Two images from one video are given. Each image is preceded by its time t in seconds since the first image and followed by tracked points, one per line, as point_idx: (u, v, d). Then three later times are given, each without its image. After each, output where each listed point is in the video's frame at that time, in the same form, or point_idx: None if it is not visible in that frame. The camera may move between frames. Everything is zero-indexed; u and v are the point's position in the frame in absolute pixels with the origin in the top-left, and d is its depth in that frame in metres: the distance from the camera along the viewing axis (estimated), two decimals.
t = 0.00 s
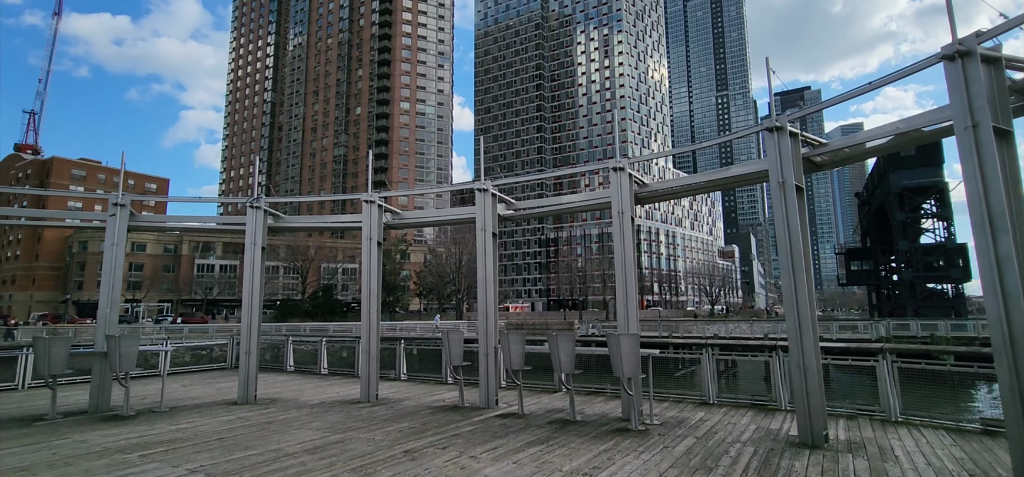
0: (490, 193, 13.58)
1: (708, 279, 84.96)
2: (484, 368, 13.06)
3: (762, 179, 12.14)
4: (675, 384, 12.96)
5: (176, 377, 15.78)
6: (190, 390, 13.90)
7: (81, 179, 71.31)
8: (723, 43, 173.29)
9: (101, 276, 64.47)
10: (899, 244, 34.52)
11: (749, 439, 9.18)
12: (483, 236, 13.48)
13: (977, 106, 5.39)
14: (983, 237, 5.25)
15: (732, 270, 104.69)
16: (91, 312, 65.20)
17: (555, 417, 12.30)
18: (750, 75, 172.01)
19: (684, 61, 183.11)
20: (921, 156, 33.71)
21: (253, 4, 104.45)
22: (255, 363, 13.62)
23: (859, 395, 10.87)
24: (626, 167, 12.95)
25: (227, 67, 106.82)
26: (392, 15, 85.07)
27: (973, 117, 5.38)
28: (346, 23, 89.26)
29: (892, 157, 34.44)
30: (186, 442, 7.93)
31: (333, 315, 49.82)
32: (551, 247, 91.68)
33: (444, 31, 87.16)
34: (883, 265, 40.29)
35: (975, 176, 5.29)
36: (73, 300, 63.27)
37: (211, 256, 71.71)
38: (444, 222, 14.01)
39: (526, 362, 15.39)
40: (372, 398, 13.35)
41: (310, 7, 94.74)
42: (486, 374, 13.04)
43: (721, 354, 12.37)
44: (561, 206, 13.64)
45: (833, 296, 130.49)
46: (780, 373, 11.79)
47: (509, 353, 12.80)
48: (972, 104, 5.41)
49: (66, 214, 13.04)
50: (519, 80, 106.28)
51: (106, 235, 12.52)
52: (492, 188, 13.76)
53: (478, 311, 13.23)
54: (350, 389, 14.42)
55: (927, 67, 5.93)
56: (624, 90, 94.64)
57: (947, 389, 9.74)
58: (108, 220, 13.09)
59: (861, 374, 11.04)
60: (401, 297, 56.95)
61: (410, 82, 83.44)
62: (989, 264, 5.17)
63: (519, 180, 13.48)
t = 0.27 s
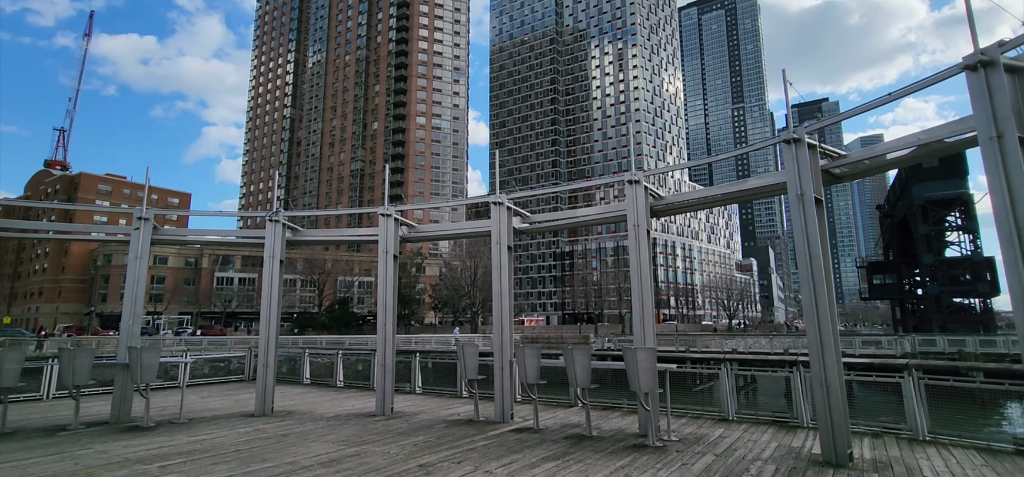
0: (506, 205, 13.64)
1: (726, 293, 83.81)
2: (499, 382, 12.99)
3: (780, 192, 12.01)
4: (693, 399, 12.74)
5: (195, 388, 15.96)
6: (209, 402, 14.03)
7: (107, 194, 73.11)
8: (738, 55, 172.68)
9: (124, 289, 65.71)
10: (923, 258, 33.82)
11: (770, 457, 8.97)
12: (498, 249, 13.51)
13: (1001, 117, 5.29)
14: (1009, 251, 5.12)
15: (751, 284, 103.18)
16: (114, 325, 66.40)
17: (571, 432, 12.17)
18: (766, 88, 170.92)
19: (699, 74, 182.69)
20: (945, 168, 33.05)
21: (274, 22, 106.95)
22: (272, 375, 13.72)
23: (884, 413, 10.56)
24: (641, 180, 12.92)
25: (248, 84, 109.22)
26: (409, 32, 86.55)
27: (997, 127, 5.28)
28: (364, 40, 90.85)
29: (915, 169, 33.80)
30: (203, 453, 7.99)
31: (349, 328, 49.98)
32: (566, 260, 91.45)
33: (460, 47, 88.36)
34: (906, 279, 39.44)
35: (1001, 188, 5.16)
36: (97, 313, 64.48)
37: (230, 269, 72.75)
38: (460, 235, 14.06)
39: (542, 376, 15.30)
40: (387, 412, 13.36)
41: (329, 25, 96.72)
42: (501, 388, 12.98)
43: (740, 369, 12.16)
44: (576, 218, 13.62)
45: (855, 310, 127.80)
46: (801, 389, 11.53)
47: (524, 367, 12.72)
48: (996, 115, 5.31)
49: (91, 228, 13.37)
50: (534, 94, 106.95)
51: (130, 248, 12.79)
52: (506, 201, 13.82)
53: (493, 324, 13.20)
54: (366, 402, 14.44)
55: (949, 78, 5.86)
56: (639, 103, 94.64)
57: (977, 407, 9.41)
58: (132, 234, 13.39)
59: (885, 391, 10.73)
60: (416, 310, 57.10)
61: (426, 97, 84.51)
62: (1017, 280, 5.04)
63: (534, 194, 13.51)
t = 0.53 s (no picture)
0: (519, 218, 13.70)
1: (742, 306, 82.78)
2: (513, 394, 12.93)
3: (795, 204, 11.92)
4: (708, 414, 12.55)
5: (210, 400, 16.10)
6: (224, 413, 14.13)
7: (128, 207, 74.63)
8: (752, 67, 172.10)
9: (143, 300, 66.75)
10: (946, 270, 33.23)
11: (789, 472, 8.83)
12: (513, 260, 13.54)
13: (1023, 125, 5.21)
14: None
15: (767, 297, 101.71)
16: (133, 336, 67.38)
17: (585, 446, 12.03)
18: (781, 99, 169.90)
19: (713, 85, 182.22)
20: (965, 179, 32.52)
21: (291, 39, 109.10)
22: (287, 386, 13.78)
23: (908, 429, 10.25)
24: (654, 192, 12.90)
25: (266, 99, 111.30)
26: (423, 47, 87.86)
27: (1019, 135, 5.20)
28: (379, 55, 92.27)
29: (935, 180, 33.17)
30: (219, 466, 8.02)
31: (363, 340, 50.17)
32: (579, 273, 91.27)
33: (473, 61, 89.40)
34: (928, 293, 38.76)
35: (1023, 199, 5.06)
36: (117, 325, 65.49)
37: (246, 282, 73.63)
38: (475, 248, 14.13)
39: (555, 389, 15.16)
40: (401, 424, 13.36)
41: (345, 41, 98.45)
42: (515, 400, 12.92)
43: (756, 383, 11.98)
44: (590, 231, 13.64)
45: (876, 324, 125.22)
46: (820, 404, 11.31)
47: (538, 379, 12.62)
48: (1019, 123, 5.22)
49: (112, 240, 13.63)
50: (547, 107, 107.47)
51: (149, 260, 13.00)
52: (519, 213, 13.87)
53: (507, 336, 13.18)
54: (379, 414, 14.42)
55: (968, 86, 5.79)
56: (652, 115, 94.66)
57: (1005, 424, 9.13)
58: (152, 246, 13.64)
59: (909, 407, 10.43)
60: (429, 324, 57.19)
61: (440, 111, 85.50)
62: None
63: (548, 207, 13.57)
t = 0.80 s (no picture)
0: (529, 228, 13.70)
1: (755, 317, 81.82)
2: (523, 406, 12.84)
3: (807, 214, 11.79)
4: (721, 427, 12.35)
5: (222, 410, 16.17)
6: (236, 423, 14.19)
7: (144, 218, 75.82)
8: (763, 77, 171.56)
9: (157, 310, 67.50)
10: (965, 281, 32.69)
11: None
12: (523, 271, 13.54)
13: None
14: None
15: (780, 307, 100.45)
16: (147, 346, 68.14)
17: (596, 459, 11.90)
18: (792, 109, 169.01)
19: (723, 96, 181.83)
20: (982, 189, 32.00)
21: (304, 53, 110.78)
22: (298, 397, 13.82)
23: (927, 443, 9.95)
24: (665, 202, 12.86)
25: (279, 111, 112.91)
26: (434, 59, 88.79)
27: None
28: (391, 68, 93.30)
29: (951, 189, 32.71)
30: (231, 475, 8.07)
31: (373, 351, 50.25)
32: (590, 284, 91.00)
33: (483, 73, 90.09)
34: (946, 304, 38.16)
35: None
36: (131, 335, 66.21)
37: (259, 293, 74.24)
38: (485, 258, 14.15)
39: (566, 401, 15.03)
40: (411, 435, 13.33)
41: (357, 54, 99.75)
42: (525, 412, 12.82)
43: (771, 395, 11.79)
44: (600, 241, 13.60)
45: (893, 335, 122.96)
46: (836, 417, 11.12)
47: (549, 391, 12.53)
48: None
49: (127, 250, 13.83)
50: (557, 118, 107.84)
51: (164, 271, 13.16)
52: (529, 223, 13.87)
53: (517, 347, 13.13)
54: (390, 425, 14.40)
55: (983, 94, 5.74)
56: (662, 126, 94.61)
57: None
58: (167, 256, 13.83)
59: (928, 421, 10.18)
60: (439, 334, 57.17)
61: (450, 122, 86.15)
62: None
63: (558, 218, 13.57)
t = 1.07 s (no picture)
0: (536, 237, 13.69)
1: (764, 327, 81.06)
2: (530, 415, 12.77)
3: (817, 222, 11.70)
4: (730, 438, 12.21)
5: (230, 418, 16.18)
6: (243, 432, 14.21)
7: (154, 228, 76.48)
8: (770, 85, 171.26)
9: (166, 319, 67.85)
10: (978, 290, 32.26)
11: None
12: (530, 279, 13.52)
13: None
14: None
15: (789, 317, 99.47)
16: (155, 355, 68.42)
17: (603, 470, 11.78)
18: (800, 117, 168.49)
19: (730, 104, 181.54)
20: (995, 197, 31.62)
21: (313, 64, 112.00)
22: (305, 406, 13.84)
23: (941, 454, 9.60)
24: (672, 210, 12.82)
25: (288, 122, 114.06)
26: (441, 70, 89.50)
27: None
28: (398, 78, 94.02)
29: (963, 197, 32.43)
30: None
31: (380, 360, 50.26)
32: (597, 294, 90.61)
33: (490, 83, 90.61)
34: (959, 314, 37.66)
35: None
36: (141, 343, 66.53)
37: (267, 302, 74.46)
38: (492, 267, 14.16)
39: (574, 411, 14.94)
40: (417, 445, 13.29)
41: (366, 65, 100.72)
42: (532, 421, 12.74)
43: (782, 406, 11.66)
44: (607, 249, 13.58)
45: (905, 345, 121.26)
46: (848, 428, 10.97)
47: (555, 401, 12.43)
48: None
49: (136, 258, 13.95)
50: (564, 127, 108.09)
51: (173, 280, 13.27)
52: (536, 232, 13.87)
53: (524, 356, 13.08)
54: (396, 435, 14.37)
55: (991, 102, 5.75)
56: (669, 135, 94.56)
57: None
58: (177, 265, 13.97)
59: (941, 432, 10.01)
60: (446, 343, 57.07)
61: (457, 132, 86.63)
62: None
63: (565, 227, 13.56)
